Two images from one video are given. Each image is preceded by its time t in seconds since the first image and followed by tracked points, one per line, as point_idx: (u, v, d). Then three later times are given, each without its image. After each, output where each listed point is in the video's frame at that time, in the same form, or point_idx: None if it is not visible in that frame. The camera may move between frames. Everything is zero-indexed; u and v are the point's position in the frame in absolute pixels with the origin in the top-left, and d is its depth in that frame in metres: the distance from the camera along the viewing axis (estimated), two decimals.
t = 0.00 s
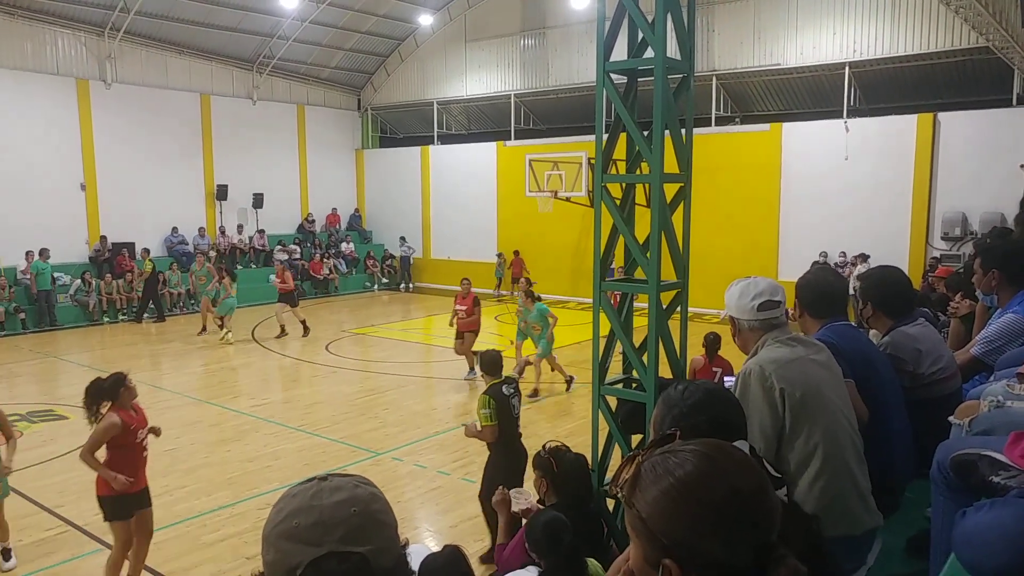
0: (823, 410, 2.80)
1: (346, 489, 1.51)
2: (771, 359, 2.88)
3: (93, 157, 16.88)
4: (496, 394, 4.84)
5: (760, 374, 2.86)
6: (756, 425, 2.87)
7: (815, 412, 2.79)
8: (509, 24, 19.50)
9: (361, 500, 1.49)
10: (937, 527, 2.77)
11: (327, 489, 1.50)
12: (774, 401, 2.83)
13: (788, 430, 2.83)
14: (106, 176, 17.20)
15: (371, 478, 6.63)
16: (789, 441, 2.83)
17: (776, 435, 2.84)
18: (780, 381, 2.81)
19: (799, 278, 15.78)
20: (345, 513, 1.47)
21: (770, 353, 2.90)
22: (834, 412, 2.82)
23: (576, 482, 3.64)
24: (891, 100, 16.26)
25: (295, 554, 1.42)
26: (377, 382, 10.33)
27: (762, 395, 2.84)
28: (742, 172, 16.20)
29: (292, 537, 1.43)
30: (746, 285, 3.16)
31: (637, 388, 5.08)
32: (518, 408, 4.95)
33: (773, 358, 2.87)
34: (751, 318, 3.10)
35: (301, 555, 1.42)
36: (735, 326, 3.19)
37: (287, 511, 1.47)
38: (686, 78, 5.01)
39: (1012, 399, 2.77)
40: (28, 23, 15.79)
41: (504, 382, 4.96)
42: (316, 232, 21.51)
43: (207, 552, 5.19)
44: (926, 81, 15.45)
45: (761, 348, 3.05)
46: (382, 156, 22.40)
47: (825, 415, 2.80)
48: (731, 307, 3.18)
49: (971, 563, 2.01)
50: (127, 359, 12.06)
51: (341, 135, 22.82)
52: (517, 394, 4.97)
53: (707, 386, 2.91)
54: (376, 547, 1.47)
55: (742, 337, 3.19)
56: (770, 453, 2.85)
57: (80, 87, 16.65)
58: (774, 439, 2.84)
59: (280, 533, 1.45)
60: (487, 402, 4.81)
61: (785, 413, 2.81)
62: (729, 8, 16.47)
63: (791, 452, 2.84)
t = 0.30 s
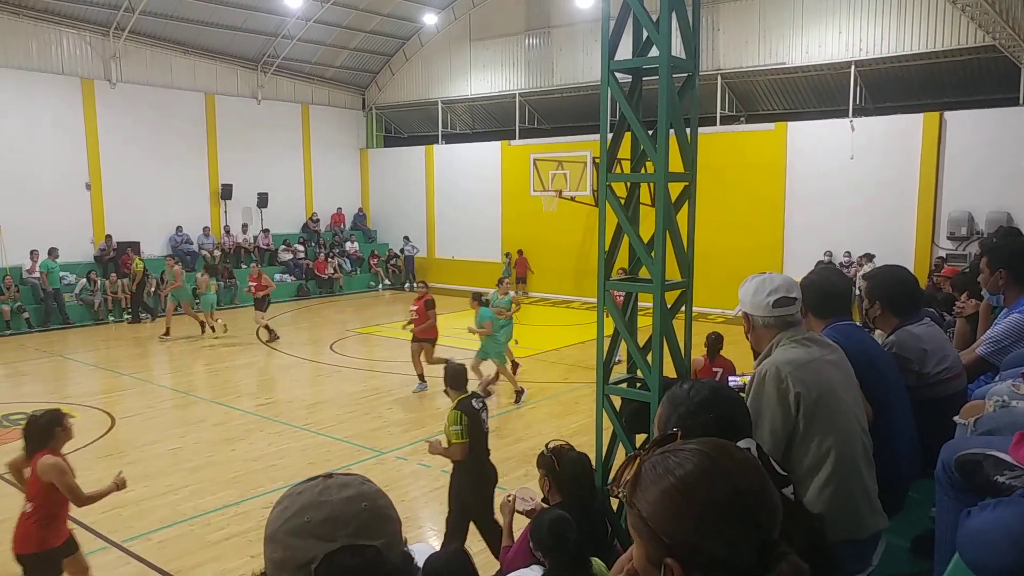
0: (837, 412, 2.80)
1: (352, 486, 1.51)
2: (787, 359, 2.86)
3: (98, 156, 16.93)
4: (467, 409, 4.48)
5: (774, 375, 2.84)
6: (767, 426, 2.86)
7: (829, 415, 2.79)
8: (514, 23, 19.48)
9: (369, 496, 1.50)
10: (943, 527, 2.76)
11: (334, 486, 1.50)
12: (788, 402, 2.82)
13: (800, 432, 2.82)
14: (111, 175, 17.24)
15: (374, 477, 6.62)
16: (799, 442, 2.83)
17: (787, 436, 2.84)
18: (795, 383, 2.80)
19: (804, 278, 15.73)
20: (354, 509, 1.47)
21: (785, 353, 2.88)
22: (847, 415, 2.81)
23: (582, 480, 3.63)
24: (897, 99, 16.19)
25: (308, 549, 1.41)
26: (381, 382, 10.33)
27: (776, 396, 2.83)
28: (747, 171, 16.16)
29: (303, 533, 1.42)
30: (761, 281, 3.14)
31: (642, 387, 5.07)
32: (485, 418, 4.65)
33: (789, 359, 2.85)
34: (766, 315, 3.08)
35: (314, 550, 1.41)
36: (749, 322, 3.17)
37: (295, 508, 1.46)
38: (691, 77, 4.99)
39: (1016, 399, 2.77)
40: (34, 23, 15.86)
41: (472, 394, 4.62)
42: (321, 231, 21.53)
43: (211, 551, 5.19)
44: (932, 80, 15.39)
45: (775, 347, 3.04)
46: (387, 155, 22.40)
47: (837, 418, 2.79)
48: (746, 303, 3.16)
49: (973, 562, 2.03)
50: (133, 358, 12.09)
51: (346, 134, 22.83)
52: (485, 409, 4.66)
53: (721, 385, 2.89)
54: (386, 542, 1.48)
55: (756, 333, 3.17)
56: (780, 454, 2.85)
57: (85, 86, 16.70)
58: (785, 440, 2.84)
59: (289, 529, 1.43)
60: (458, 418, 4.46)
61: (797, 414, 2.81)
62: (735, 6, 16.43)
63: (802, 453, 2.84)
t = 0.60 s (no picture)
0: (849, 411, 2.79)
1: (368, 483, 1.61)
2: (802, 357, 2.85)
3: (102, 156, 16.96)
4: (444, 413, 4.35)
5: (790, 374, 2.84)
6: (780, 423, 2.86)
7: (841, 414, 2.79)
8: (517, 22, 19.48)
9: (385, 492, 1.60)
10: (949, 525, 2.75)
11: (351, 482, 1.59)
12: (802, 400, 2.81)
13: (814, 430, 2.82)
14: (115, 175, 17.27)
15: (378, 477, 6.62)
16: (812, 441, 2.83)
17: (799, 434, 2.84)
18: (810, 381, 2.80)
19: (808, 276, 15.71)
20: (374, 503, 1.56)
21: (800, 351, 2.87)
22: (859, 414, 2.81)
23: (585, 479, 3.63)
24: (901, 98, 16.17)
25: (331, 541, 1.48)
26: (385, 381, 10.33)
27: (791, 394, 2.82)
28: (751, 170, 16.14)
29: (327, 526, 1.49)
30: (778, 277, 3.11)
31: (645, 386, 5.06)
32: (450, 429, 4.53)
33: (804, 357, 2.85)
34: (782, 311, 3.06)
35: (340, 542, 1.48)
36: (764, 318, 3.15)
37: (314, 503, 1.52)
38: (695, 76, 4.98)
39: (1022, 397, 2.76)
40: (39, 23, 15.90)
41: (440, 401, 4.48)
42: (324, 231, 21.55)
43: (216, 550, 5.20)
44: (937, 77, 15.33)
45: (789, 344, 3.03)
46: (390, 155, 22.41)
47: (850, 417, 2.79)
48: (761, 299, 3.13)
49: (980, 560, 2.02)
50: (137, 358, 12.12)
51: (350, 135, 22.85)
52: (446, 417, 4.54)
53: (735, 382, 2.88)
54: (401, 535, 1.58)
55: (771, 330, 3.16)
56: (793, 452, 2.85)
57: (89, 86, 16.74)
58: (798, 437, 2.84)
59: (311, 522, 1.49)
60: (436, 424, 4.30)
61: (811, 413, 2.80)
62: (738, 4, 16.40)
63: (814, 452, 2.84)
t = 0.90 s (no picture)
0: (846, 408, 2.80)
1: (361, 477, 1.68)
2: (797, 356, 2.86)
3: (105, 158, 17.00)
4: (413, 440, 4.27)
5: (785, 372, 2.84)
6: (777, 422, 2.87)
7: (838, 411, 2.79)
8: (519, 22, 19.49)
9: (379, 483, 1.69)
10: (952, 523, 2.76)
11: (345, 478, 1.65)
12: (798, 398, 2.82)
13: (811, 427, 2.83)
14: (118, 176, 17.31)
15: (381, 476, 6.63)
16: (808, 438, 2.84)
17: (796, 431, 2.85)
18: (806, 379, 2.80)
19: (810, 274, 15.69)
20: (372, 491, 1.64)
21: (795, 349, 2.87)
22: (856, 412, 2.82)
23: (586, 477, 3.65)
24: (903, 96, 16.16)
25: (340, 528, 1.52)
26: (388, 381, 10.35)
27: (786, 392, 2.83)
28: (753, 168, 16.13)
29: (335, 513, 1.53)
30: (773, 278, 3.13)
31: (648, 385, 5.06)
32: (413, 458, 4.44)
33: (799, 356, 2.85)
34: (781, 312, 3.08)
35: (349, 526, 1.52)
36: (761, 320, 3.17)
37: (316, 496, 1.56)
38: (696, 75, 4.98)
39: None
40: (41, 25, 15.94)
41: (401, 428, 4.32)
42: (327, 231, 21.57)
43: (221, 550, 5.22)
44: (939, 75, 15.32)
45: (786, 343, 3.04)
46: (392, 155, 22.43)
47: (847, 415, 2.80)
48: (758, 300, 3.14)
49: (983, 559, 2.03)
50: (141, 358, 12.16)
51: (352, 135, 22.88)
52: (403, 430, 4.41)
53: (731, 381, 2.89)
54: (400, 522, 1.65)
55: (767, 331, 3.17)
56: (790, 450, 2.86)
57: (92, 88, 16.77)
58: (795, 435, 2.85)
59: (318, 513, 1.52)
60: (405, 453, 4.20)
61: (807, 411, 2.81)
62: (739, 2, 16.39)
63: (811, 450, 2.85)
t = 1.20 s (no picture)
0: (846, 407, 2.80)
1: (377, 479, 1.65)
2: (794, 355, 2.87)
3: (116, 156, 17.10)
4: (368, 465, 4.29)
5: (783, 371, 2.86)
6: (776, 422, 2.87)
7: (838, 410, 2.80)
8: (529, 19, 19.44)
9: (393, 487, 1.65)
10: (961, 525, 2.71)
11: (361, 479, 1.62)
12: (796, 398, 2.83)
13: (811, 427, 2.83)
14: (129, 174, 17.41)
15: (390, 475, 6.62)
16: (809, 437, 2.84)
17: (796, 431, 2.85)
18: (803, 378, 2.81)
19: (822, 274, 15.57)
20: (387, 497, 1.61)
21: (792, 349, 2.89)
22: (856, 411, 2.82)
23: (598, 476, 3.62)
24: (918, 93, 16.01)
25: (354, 534, 1.50)
26: (397, 379, 10.35)
27: (784, 392, 2.84)
28: (764, 167, 16.02)
29: (349, 518, 1.51)
30: (771, 282, 3.17)
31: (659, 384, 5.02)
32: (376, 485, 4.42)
33: (796, 355, 2.87)
34: (780, 315, 3.13)
35: (362, 534, 1.50)
36: (760, 323, 3.20)
37: (332, 498, 1.53)
38: (709, 72, 4.93)
39: None
40: (52, 24, 16.04)
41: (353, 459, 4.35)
42: (337, 229, 21.61)
43: (229, 548, 5.22)
44: (954, 73, 15.16)
45: (784, 345, 3.06)
46: (403, 153, 22.44)
47: (846, 413, 2.80)
48: (756, 305, 3.18)
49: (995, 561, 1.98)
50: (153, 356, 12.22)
51: (362, 133, 22.90)
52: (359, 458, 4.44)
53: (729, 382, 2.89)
54: (414, 528, 1.62)
55: (766, 334, 3.20)
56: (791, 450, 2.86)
57: (103, 85, 16.87)
58: (796, 435, 2.85)
59: (332, 517, 1.51)
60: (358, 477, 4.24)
61: (806, 410, 2.82)
62: None
63: (813, 450, 2.84)
